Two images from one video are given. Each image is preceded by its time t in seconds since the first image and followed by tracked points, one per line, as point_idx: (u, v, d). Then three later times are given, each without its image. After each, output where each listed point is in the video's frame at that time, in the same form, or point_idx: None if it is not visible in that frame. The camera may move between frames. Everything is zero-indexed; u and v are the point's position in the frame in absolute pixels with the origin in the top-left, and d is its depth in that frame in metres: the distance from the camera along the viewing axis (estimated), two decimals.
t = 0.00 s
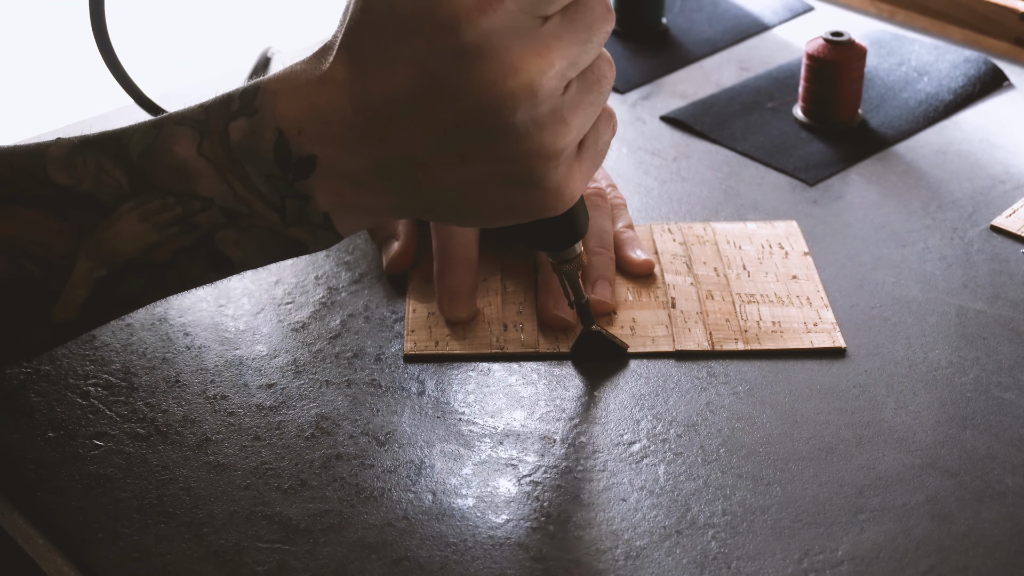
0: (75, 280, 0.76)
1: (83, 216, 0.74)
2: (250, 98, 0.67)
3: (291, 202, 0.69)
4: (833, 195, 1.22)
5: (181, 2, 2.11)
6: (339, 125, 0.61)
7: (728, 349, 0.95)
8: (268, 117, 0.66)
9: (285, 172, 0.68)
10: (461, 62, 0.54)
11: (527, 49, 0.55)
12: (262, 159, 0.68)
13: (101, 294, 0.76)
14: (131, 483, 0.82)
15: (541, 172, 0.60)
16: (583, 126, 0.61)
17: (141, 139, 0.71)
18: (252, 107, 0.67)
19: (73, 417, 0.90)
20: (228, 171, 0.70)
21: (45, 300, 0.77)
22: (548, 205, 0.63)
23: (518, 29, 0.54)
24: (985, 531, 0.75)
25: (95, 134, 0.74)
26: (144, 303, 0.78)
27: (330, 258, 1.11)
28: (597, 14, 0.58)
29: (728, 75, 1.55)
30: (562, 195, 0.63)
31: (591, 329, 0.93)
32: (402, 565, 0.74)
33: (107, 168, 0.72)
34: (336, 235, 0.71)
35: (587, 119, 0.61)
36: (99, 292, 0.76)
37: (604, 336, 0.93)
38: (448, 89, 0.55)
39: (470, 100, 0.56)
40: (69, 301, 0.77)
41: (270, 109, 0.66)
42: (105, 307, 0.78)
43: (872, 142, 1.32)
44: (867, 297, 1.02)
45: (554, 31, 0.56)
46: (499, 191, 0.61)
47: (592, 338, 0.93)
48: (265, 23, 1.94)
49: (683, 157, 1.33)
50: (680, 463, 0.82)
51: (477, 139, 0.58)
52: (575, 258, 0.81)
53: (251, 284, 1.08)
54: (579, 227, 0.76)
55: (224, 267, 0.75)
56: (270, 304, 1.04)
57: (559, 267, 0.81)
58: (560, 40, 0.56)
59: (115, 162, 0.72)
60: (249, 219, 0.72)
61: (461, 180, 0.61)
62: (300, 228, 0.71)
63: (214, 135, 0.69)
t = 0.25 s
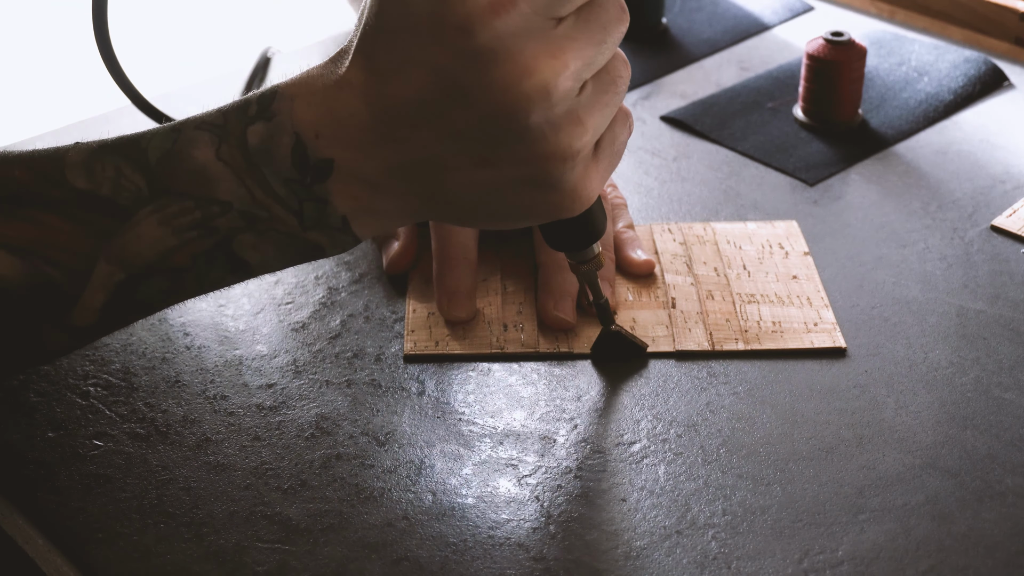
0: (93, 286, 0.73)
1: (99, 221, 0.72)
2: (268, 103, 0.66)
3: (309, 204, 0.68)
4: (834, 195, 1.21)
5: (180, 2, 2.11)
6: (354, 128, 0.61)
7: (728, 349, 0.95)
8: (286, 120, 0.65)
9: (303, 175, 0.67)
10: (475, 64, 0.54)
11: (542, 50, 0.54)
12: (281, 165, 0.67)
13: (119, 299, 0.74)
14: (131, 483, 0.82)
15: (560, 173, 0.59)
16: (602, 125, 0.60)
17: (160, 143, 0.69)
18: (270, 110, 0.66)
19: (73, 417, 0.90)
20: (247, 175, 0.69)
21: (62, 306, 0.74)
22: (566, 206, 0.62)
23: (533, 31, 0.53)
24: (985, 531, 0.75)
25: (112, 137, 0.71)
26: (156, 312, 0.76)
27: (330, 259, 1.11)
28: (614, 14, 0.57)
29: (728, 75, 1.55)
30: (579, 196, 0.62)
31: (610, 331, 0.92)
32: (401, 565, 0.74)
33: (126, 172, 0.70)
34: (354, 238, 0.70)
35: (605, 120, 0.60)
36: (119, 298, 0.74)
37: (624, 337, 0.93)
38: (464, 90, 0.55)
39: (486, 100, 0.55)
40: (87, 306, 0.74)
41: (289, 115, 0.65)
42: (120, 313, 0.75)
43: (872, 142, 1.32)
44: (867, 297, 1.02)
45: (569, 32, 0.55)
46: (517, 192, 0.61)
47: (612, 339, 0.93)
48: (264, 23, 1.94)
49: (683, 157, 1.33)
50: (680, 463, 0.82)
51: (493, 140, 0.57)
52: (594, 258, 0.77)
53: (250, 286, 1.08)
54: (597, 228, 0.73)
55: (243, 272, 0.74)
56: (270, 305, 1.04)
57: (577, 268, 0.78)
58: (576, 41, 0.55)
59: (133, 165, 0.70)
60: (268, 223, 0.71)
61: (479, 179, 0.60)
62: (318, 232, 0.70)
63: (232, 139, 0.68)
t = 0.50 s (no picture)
0: (114, 285, 0.73)
1: (120, 220, 0.73)
2: (289, 102, 0.66)
3: (329, 204, 0.69)
4: (834, 195, 1.21)
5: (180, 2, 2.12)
6: (377, 128, 0.61)
7: (728, 349, 0.95)
8: (306, 119, 0.66)
9: (324, 174, 0.67)
10: (501, 62, 0.54)
11: (567, 48, 0.54)
12: (302, 164, 0.67)
13: (139, 299, 0.74)
14: (131, 483, 0.82)
15: (583, 171, 0.60)
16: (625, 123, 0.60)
17: (181, 142, 0.70)
18: (290, 109, 0.66)
19: (73, 417, 0.90)
20: (267, 175, 0.69)
21: (85, 307, 0.75)
22: (587, 205, 0.62)
23: (558, 29, 0.54)
24: (985, 531, 0.75)
25: (133, 137, 0.72)
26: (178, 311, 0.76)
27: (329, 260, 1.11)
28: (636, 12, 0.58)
29: (728, 75, 1.55)
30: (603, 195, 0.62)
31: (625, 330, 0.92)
32: (401, 565, 0.74)
33: (147, 171, 0.71)
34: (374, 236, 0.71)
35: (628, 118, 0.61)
36: (140, 297, 0.74)
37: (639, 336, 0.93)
38: (488, 88, 0.55)
39: (511, 99, 0.55)
40: (108, 305, 0.74)
41: (309, 114, 0.65)
42: (139, 313, 0.75)
43: (873, 142, 1.32)
44: (867, 297, 1.02)
45: (592, 30, 0.55)
46: (542, 190, 0.61)
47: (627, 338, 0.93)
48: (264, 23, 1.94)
49: (683, 157, 1.33)
50: (680, 463, 0.82)
51: (515, 139, 0.58)
52: (612, 257, 0.78)
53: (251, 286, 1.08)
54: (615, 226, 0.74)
55: (264, 271, 0.74)
56: (270, 305, 1.04)
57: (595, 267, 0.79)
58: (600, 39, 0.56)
59: (154, 165, 0.71)
60: (288, 223, 0.71)
61: (503, 178, 0.61)
62: (338, 231, 0.70)
63: (253, 139, 0.68)
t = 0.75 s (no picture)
0: (112, 283, 0.77)
1: (118, 218, 0.76)
2: (287, 100, 0.71)
3: (328, 202, 0.73)
4: (833, 195, 1.21)
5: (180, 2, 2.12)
6: (378, 126, 0.65)
7: (728, 349, 0.95)
8: (305, 118, 0.70)
9: (321, 172, 0.71)
10: (505, 61, 0.58)
11: (568, 47, 0.58)
12: (303, 164, 0.72)
13: (137, 296, 0.78)
14: (131, 483, 0.82)
15: (583, 168, 0.64)
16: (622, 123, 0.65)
17: (178, 140, 0.74)
18: (288, 108, 0.71)
19: (73, 417, 0.90)
20: (265, 173, 0.73)
21: (84, 304, 0.78)
22: (585, 202, 0.67)
23: (559, 28, 0.58)
24: (985, 531, 0.74)
25: (129, 136, 0.76)
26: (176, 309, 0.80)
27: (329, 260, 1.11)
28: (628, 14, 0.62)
29: (728, 75, 1.55)
30: (599, 193, 0.67)
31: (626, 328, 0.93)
32: (401, 565, 0.74)
33: (144, 170, 0.75)
34: (371, 236, 0.75)
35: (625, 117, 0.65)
36: (137, 295, 0.78)
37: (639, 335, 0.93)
38: (491, 87, 0.59)
39: (513, 97, 0.59)
40: (107, 302, 0.78)
41: (308, 111, 0.69)
42: (138, 309, 0.78)
43: (873, 142, 1.32)
44: (867, 297, 1.02)
45: (593, 28, 0.60)
46: (540, 187, 0.65)
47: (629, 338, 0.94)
48: (264, 23, 1.94)
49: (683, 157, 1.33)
50: (681, 463, 0.82)
51: (514, 136, 0.62)
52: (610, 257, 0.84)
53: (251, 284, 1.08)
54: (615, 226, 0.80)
55: (260, 269, 0.78)
56: (270, 304, 1.04)
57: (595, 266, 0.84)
58: (598, 38, 0.60)
59: (152, 164, 0.74)
60: (287, 222, 0.75)
61: (501, 177, 0.65)
62: (336, 229, 0.75)
63: (251, 137, 0.72)
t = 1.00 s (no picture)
0: (116, 290, 0.77)
1: (121, 224, 0.76)
2: (291, 107, 0.71)
3: (330, 209, 0.73)
4: (833, 195, 1.21)
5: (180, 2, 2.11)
6: (381, 133, 0.66)
7: (728, 349, 0.95)
8: (308, 124, 0.70)
9: (325, 179, 0.71)
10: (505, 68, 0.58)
11: (567, 54, 0.58)
12: (304, 170, 0.72)
13: (141, 303, 0.77)
14: (131, 483, 0.82)
15: (585, 175, 0.64)
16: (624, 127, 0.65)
17: (181, 147, 0.74)
18: (292, 114, 0.71)
19: (73, 417, 0.90)
20: (269, 179, 0.73)
21: (87, 310, 0.78)
22: (588, 209, 0.67)
23: (558, 35, 0.58)
24: (986, 531, 0.74)
25: (135, 143, 0.76)
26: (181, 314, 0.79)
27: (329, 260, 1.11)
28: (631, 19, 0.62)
29: (728, 75, 1.55)
30: (601, 200, 0.67)
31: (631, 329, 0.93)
32: (401, 565, 0.74)
33: (148, 177, 0.75)
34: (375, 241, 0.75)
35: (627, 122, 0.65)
36: (141, 302, 0.77)
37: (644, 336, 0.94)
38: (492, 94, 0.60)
39: (516, 103, 0.60)
40: (110, 308, 0.77)
41: (312, 118, 0.70)
42: (141, 316, 0.78)
43: (872, 142, 1.32)
44: (867, 297, 1.02)
45: (594, 36, 0.60)
46: (542, 193, 0.65)
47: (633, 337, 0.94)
48: (264, 23, 1.94)
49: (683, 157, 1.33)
50: (680, 463, 0.82)
51: (516, 142, 0.62)
52: (616, 259, 0.82)
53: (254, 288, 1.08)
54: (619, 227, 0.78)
55: (264, 276, 0.78)
56: (270, 305, 1.04)
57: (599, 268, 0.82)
58: (598, 46, 0.60)
59: (156, 171, 0.75)
60: (290, 228, 0.75)
61: (503, 183, 0.65)
62: (341, 236, 0.75)
63: (255, 145, 0.73)
